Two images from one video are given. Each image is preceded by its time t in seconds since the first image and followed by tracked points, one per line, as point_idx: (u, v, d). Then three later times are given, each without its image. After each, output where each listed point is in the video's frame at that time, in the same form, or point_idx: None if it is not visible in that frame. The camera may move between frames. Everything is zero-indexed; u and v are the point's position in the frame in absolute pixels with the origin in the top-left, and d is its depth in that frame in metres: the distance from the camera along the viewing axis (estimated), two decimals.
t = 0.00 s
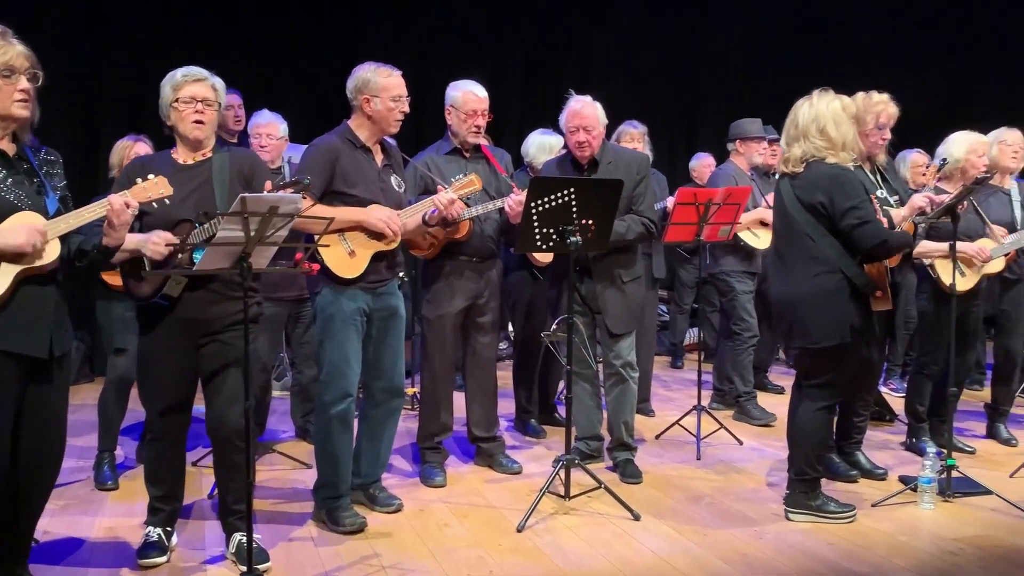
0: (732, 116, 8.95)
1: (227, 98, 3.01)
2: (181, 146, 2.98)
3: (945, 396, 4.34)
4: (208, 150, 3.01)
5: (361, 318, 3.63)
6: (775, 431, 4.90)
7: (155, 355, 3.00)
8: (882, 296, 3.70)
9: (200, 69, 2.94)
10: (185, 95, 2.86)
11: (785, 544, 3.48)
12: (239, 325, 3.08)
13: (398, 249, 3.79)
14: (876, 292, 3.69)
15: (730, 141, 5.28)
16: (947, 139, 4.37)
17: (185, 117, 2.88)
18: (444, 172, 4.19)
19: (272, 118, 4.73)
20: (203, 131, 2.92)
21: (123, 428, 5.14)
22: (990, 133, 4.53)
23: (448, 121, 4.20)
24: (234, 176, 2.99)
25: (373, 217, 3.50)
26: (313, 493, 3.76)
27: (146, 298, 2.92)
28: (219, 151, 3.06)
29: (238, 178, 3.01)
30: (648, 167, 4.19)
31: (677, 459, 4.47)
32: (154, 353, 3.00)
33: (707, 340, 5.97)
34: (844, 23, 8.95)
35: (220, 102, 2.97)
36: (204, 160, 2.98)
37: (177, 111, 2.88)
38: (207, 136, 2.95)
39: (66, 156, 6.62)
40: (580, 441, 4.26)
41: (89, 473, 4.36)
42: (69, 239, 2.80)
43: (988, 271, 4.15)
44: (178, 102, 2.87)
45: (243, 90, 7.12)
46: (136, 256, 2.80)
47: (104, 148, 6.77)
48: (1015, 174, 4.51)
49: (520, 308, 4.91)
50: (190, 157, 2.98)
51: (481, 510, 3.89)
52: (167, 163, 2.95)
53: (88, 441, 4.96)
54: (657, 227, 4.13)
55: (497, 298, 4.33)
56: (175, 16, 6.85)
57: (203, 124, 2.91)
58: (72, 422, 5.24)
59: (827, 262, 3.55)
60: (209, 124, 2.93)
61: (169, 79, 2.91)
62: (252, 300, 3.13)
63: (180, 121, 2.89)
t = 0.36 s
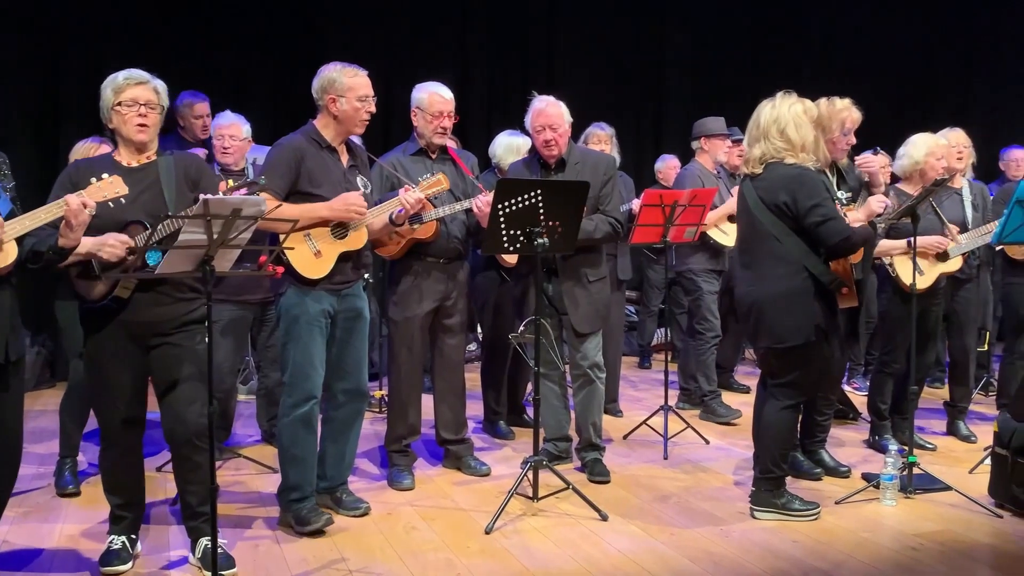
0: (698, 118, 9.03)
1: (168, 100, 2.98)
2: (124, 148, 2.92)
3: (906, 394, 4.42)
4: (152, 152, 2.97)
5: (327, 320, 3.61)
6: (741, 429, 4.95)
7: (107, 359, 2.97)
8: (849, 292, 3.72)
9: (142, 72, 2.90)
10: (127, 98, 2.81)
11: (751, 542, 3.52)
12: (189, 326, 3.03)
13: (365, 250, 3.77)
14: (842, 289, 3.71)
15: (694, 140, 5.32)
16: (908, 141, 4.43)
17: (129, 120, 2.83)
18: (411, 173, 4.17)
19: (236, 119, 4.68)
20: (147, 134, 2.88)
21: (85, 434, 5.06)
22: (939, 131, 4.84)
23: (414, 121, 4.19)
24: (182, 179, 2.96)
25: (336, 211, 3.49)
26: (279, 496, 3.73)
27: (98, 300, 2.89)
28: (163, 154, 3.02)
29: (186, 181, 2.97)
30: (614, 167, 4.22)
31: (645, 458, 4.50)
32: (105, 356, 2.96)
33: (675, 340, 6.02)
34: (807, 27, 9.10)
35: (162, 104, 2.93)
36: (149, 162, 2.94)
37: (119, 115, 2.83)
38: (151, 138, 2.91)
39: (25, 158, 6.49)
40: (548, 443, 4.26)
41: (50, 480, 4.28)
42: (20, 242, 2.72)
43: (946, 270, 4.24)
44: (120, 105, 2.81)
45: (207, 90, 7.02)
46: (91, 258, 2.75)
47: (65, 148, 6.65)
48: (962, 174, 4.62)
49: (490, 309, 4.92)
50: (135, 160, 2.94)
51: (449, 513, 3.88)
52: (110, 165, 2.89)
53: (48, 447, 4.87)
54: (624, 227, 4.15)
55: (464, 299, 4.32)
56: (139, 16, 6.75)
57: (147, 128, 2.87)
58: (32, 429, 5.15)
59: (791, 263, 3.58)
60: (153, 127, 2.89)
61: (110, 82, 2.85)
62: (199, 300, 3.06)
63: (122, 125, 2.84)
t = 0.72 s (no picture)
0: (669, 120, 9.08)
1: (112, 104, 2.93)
2: (67, 152, 2.87)
3: (873, 394, 4.48)
4: (97, 157, 2.93)
5: (298, 324, 3.58)
6: (711, 429, 4.98)
7: (60, 366, 2.92)
8: (810, 296, 3.69)
9: (86, 76, 2.85)
10: (72, 102, 2.76)
11: (722, 542, 3.54)
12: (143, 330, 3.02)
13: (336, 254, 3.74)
14: (804, 292, 3.69)
15: (664, 142, 5.35)
16: (872, 143, 4.48)
17: (73, 125, 2.78)
18: (383, 175, 4.15)
19: (204, 121, 4.63)
20: (93, 139, 2.84)
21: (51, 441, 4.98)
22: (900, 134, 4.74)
23: (386, 123, 4.18)
24: (129, 182, 2.95)
25: (303, 211, 3.45)
26: (249, 503, 3.70)
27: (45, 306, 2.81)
28: (106, 158, 2.98)
29: (134, 184, 2.97)
30: (586, 168, 4.21)
31: (617, 459, 4.51)
32: (57, 363, 2.92)
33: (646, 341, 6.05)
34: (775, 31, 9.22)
35: (106, 109, 2.89)
36: (94, 166, 2.90)
37: (62, 119, 2.77)
38: (95, 143, 2.87)
39: None
40: (521, 445, 4.26)
41: (14, 488, 4.21)
42: None
43: (909, 270, 4.29)
44: (64, 109, 2.76)
45: (176, 91, 6.93)
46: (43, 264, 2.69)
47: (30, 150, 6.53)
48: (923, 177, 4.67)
49: (461, 311, 4.91)
50: (79, 165, 2.88)
51: (421, 516, 3.87)
52: (52, 170, 2.83)
53: (13, 455, 4.78)
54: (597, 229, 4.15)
55: (436, 302, 4.31)
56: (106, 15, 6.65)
57: (92, 132, 2.83)
58: None
59: (756, 265, 3.61)
60: (98, 132, 2.85)
61: (53, 85, 2.79)
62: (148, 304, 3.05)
63: (66, 129, 2.79)
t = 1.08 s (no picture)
0: (640, 122, 9.14)
1: (65, 104, 2.89)
2: (20, 155, 2.83)
3: (839, 393, 4.54)
4: (51, 159, 2.88)
5: (266, 327, 3.57)
6: (680, 430, 5.02)
7: (18, 370, 2.89)
8: (772, 301, 3.76)
9: (36, 76, 2.80)
10: (21, 103, 2.72)
11: (691, 541, 3.56)
12: (101, 333, 3.00)
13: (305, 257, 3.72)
14: (766, 296, 3.76)
15: (633, 146, 5.38)
16: (834, 147, 4.55)
17: (24, 126, 2.73)
18: (354, 178, 4.13)
19: (171, 122, 4.57)
20: (44, 140, 2.79)
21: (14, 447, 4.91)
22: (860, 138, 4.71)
23: (357, 125, 4.16)
24: (84, 187, 2.91)
25: (275, 217, 3.44)
26: (217, 507, 3.66)
27: None
28: (61, 160, 2.93)
29: (90, 188, 2.93)
30: (557, 172, 4.24)
31: (588, 460, 4.53)
32: (13, 368, 2.89)
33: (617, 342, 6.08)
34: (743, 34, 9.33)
35: (58, 109, 2.85)
36: (48, 169, 2.86)
37: (13, 120, 2.73)
38: (48, 144, 2.83)
39: None
40: (491, 447, 4.27)
41: None
42: None
43: (875, 273, 4.37)
44: (13, 110, 2.72)
45: (143, 91, 6.85)
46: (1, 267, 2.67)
47: None
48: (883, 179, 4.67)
49: (431, 313, 4.89)
50: (32, 168, 2.84)
51: (391, 519, 3.86)
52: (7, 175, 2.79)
53: None
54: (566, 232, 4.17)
55: (407, 304, 4.30)
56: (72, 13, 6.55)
57: (44, 134, 2.78)
58: None
59: (719, 267, 3.65)
60: (50, 133, 2.81)
61: (2, 86, 2.75)
62: (105, 308, 3.03)
63: (17, 130, 2.75)
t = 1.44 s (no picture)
0: (613, 124, 9.18)
1: (38, 104, 2.84)
2: None
3: (809, 394, 4.58)
4: (23, 160, 2.84)
5: (234, 330, 3.53)
6: (652, 431, 5.04)
7: None
8: (744, 302, 3.76)
9: (11, 74, 2.75)
10: None
11: (662, 542, 3.58)
12: (70, 336, 2.95)
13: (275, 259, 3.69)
14: (737, 297, 3.76)
15: (606, 148, 5.40)
16: (803, 151, 4.60)
17: None
18: (326, 179, 4.09)
19: (139, 122, 4.51)
20: (16, 140, 2.74)
21: None
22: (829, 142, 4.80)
23: (329, 126, 4.12)
24: (57, 190, 2.87)
25: (247, 223, 3.41)
26: (185, 511, 3.62)
27: None
28: (34, 162, 2.89)
29: (62, 191, 2.89)
30: (529, 174, 4.24)
31: (561, 461, 4.53)
32: None
33: (590, 344, 6.09)
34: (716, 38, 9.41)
35: (31, 110, 2.79)
36: (21, 171, 2.82)
37: None
38: (19, 145, 2.77)
39: None
40: (464, 449, 4.25)
41: None
42: None
43: (845, 276, 4.43)
44: None
45: (113, 89, 6.76)
46: None
47: None
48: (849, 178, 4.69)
49: (404, 315, 4.87)
50: (4, 168, 2.80)
51: (362, 523, 3.84)
52: None
53: None
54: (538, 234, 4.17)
55: (379, 306, 4.27)
56: (40, 10, 6.44)
57: (15, 134, 2.72)
58: None
59: (691, 269, 3.67)
60: (21, 133, 2.75)
61: None
62: (74, 310, 2.98)
63: None
